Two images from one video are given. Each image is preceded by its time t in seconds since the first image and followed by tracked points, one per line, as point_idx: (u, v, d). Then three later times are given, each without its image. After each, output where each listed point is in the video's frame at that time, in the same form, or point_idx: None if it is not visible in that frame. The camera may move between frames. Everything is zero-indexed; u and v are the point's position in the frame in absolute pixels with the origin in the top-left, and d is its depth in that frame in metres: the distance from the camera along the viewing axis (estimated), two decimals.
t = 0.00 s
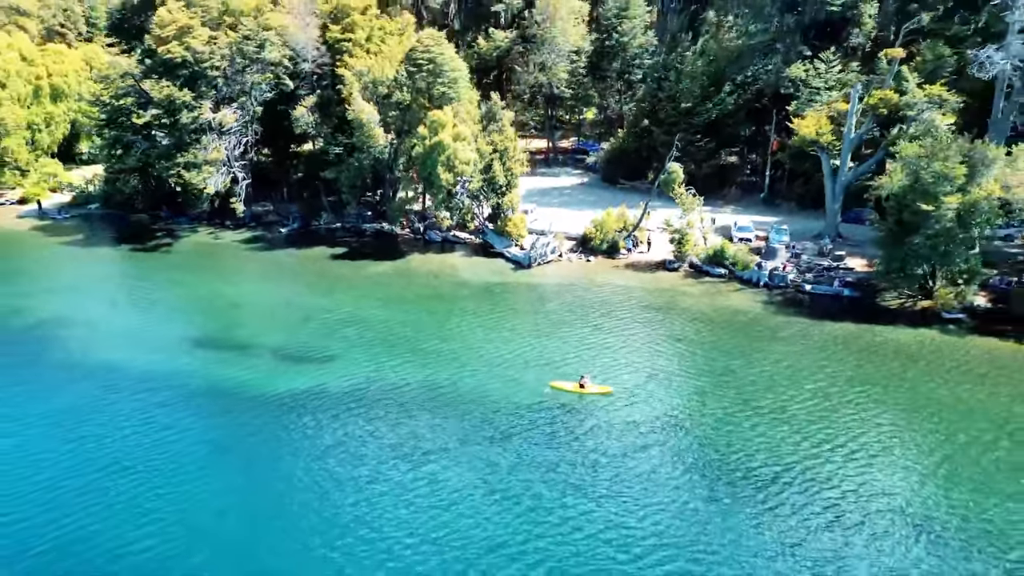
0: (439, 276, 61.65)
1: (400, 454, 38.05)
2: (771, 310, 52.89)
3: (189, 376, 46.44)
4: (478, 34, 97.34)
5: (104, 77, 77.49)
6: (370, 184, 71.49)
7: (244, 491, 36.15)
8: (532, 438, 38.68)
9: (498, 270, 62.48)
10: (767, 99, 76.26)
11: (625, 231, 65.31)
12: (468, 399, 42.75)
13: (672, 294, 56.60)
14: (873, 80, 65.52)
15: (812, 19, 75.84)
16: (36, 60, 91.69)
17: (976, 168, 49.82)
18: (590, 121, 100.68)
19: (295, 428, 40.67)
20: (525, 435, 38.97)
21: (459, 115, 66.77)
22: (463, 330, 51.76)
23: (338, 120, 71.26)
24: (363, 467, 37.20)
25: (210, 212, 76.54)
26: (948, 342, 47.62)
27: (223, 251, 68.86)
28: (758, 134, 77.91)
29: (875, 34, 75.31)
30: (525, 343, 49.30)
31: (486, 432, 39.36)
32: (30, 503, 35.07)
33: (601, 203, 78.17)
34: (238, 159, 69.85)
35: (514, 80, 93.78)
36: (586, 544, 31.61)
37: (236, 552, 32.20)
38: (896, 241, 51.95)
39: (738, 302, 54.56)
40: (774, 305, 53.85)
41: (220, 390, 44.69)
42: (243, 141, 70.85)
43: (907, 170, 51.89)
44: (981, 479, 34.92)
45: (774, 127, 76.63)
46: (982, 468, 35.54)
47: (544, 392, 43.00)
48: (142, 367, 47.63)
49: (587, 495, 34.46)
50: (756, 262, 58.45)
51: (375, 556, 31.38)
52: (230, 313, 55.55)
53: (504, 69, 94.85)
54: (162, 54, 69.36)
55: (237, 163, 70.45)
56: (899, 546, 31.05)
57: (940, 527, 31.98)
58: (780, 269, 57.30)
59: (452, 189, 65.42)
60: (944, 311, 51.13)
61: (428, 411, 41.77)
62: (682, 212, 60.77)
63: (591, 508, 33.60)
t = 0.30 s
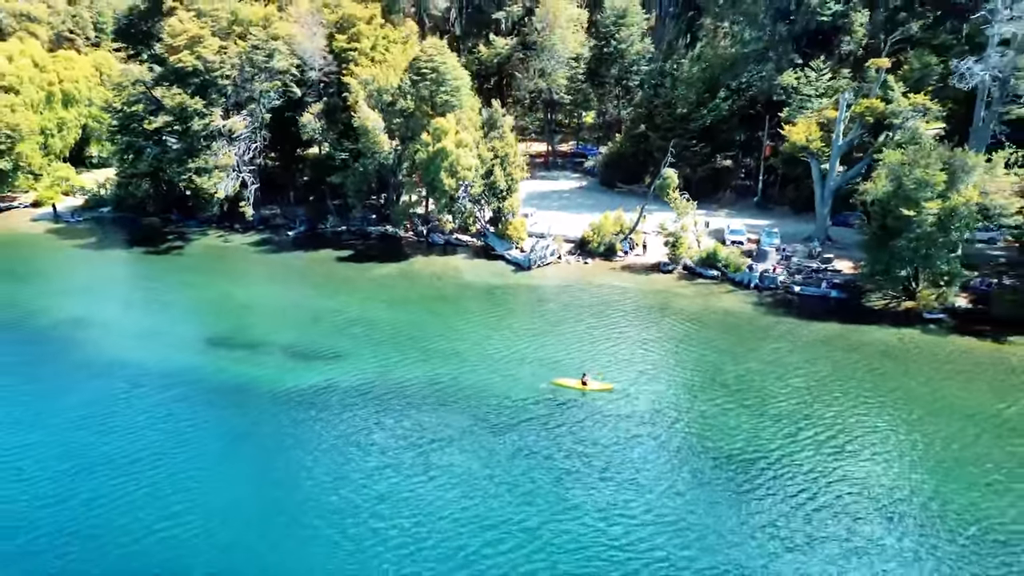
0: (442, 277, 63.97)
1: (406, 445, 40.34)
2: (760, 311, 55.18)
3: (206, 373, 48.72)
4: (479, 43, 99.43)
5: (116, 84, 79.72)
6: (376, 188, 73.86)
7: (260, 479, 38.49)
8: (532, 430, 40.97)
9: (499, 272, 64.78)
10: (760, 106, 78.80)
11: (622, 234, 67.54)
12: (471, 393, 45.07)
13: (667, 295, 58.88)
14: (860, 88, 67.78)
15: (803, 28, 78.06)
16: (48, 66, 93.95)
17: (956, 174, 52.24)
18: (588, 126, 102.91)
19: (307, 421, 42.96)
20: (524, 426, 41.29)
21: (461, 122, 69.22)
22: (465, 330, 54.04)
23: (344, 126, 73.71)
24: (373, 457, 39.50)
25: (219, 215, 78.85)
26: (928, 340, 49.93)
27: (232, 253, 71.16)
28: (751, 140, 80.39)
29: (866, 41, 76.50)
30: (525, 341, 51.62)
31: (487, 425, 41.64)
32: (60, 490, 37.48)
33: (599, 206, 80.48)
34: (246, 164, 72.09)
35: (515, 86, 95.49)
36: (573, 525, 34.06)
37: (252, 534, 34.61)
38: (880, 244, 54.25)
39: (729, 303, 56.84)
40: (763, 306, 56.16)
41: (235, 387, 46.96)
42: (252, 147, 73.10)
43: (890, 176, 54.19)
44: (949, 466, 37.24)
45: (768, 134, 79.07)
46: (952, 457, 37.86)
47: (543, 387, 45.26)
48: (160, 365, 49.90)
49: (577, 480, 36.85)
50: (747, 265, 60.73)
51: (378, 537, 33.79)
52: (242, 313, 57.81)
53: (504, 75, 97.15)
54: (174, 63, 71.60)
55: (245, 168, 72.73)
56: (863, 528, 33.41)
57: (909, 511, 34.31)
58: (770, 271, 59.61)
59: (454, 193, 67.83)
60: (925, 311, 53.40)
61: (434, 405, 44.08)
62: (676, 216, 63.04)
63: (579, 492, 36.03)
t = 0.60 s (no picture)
0: (445, 279, 66.32)
1: (412, 437, 42.68)
2: (751, 311, 57.50)
3: (220, 371, 51.04)
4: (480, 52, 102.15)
5: (127, 91, 81.98)
6: (380, 193, 76.21)
7: (274, 468, 40.81)
8: (531, 423, 43.28)
9: (499, 274, 67.11)
10: (753, 112, 80.91)
11: (619, 237, 69.83)
12: (474, 390, 47.42)
13: (661, 296, 61.16)
14: (848, 96, 70.13)
15: (794, 37, 80.00)
16: (60, 73, 96.21)
17: (937, 181, 54.63)
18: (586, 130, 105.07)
19: (318, 416, 45.28)
20: (523, 420, 43.61)
21: (463, 129, 71.86)
22: (467, 330, 56.37)
23: (349, 132, 76.15)
24: (380, 448, 41.85)
25: (228, 219, 81.20)
26: (910, 339, 52.28)
27: (241, 256, 73.50)
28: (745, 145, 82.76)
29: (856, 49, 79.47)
30: (525, 340, 53.97)
31: (488, 419, 43.97)
32: (88, 479, 39.81)
33: (597, 210, 82.81)
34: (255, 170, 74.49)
35: (515, 91, 97.49)
36: (569, 510, 36.31)
37: (268, 518, 36.88)
38: (865, 247, 56.57)
39: (721, 304, 59.16)
40: (753, 307, 58.49)
41: (249, 384, 49.30)
42: (261, 153, 75.53)
43: (875, 181, 56.48)
44: (924, 456, 39.51)
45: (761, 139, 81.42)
46: (927, 448, 40.19)
47: (541, 384, 47.58)
48: (176, 363, 52.21)
49: (573, 469, 39.14)
50: (739, 267, 63.07)
51: (387, 521, 36.09)
52: (253, 313, 60.16)
53: (505, 81, 99.41)
54: (185, 71, 73.86)
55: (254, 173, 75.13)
56: (840, 512, 35.68)
57: (884, 497, 36.59)
58: (761, 273, 61.97)
59: (456, 198, 70.22)
60: (908, 312, 55.74)
61: (438, 400, 46.43)
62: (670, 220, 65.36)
63: (575, 481, 38.27)
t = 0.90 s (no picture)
0: (447, 280, 68.68)
1: (416, 430, 45.03)
2: (741, 312, 59.91)
3: (232, 368, 53.41)
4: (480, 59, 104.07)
5: (138, 98, 84.37)
6: (385, 197, 78.56)
7: (286, 459, 43.17)
8: (529, 417, 45.62)
9: (500, 275, 69.49)
10: (746, 118, 82.89)
11: (616, 240, 72.14)
12: (475, 386, 49.74)
13: (656, 297, 63.55)
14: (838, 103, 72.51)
15: (786, 45, 82.59)
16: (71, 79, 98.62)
17: (920, 187, 56.94)
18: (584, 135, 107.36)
19: (326, 410, 47.63)
20: (522, 414, 45.95)
21: (465, 136, 74.33)
22: (469, 329, 58.68)
23: (354, 138, 78.35)
24: (386, 440, 44.19)
25: (237, 222, 83.63)
26: (892, 338, 54.66)
27: (249, 257, 75.89)
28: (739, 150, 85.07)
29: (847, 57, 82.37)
30: (524, 339, 56.32)
31: (488, 413, 46.31)
32: (110, 469, 42.16)
33: (595, 213, 85.20)
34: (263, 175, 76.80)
35: (515, 97, 99.85)
36: (566, 496, 38.61)
37: (282, 504, 39.23)
38: (851, 250, 58.95)
39: (713, 305, 61.56)
40: (744, 307, 60.89)
41: (260, 381, 51.66)
42: (270, 158, 77.93)
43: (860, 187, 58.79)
44: (900, 447, 41.86)
45: (755, 145, 83.66)
46: (903, 440, 42.52)
47: (539, 380, 49.92)
48: (190, 361, 54.58)
49: (567, 459, 41.45)
50: (730, 269, 65.44)
51: (392, 507, 38.41)
52: (262, 314, 62.54)
53: (505, 86, 101.71)
54: (195, 79, 76.23)
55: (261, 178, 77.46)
56: (818, 499, 37.98)
57: (860, 486, 38.88)
58: (751, 275, 64.37)
59: (458, 203, 72.44)
60: (892, 312, 58.10)
61: (441, 395, 48.79)
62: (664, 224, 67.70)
63: (572, 470, 40.58)
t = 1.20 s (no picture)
0: (449, 281, 71.07)
1: (420, 422, 47.41)
2: (732, 311, 62.28)
3: (244, 366, 55.77)
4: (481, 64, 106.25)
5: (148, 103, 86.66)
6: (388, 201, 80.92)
7: (297, 449, 45.52)
8: (527, 411, 47.96)
9: (500, 276, 71.92)
10: (740, 123, 85.73)
11: (613, 242, 74.51)
12: (477, 382, 52.12)
13: (650, 298, 65.91)
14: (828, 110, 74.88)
15: (778, 52, 84.97)
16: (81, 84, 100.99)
17: (903, 191, 59.26)
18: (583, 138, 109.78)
19: (334, 405, 50.01)
20: (520, 408, 48.31)
21: (467, 141, 76.79)
22: (471, 328, 61.06)
23: (359, 143, 81.42)
24: (392, 432, 46.55)
25: (244, 224, 85.98)
26: (876, 337, 57.01)
27: (257, 259, 78.30)
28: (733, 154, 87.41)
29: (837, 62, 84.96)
30: (524, 338, 58.68)
31: (489, 407, 48.67)
32: (130, 459, 44.51)
33: (593, 215, 87.55)
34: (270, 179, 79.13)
35: (515, 101, 102.21)
36: (561, 484, 40.93)
37: (293, 491, 41.58)
38: (838, 252, 61.26)
39: (705, 305, 63.92)
40: (735, 307, 63.25)
41: (271, 378, 54.01)
42: (277, 163, 80.27)
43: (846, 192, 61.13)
44: (878, 439, 44.23)
45: (748, 149, 85.92)
46: (881, 432, 44.89)
47: (537, 376, 52.30)
48: (204, 358, 56.95)
49: (563, 450, 43.79)
50: (723, 270, 67.78)
51: (399, 493, 40.77)
52: (271, 313, 64.91)
53: (505, 91, 104.07)
54: (204, 86, 78.49)
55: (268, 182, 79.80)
56: (799, 486, 40.30)
57: (839, 474, 41.20)
58: (743, 276, 66.71)
59: (460, 206, 75.06)
60: (877, 312, 60.49)
61: (443, 391, 51.16)
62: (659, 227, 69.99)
63: (567, 460, 42.90)
